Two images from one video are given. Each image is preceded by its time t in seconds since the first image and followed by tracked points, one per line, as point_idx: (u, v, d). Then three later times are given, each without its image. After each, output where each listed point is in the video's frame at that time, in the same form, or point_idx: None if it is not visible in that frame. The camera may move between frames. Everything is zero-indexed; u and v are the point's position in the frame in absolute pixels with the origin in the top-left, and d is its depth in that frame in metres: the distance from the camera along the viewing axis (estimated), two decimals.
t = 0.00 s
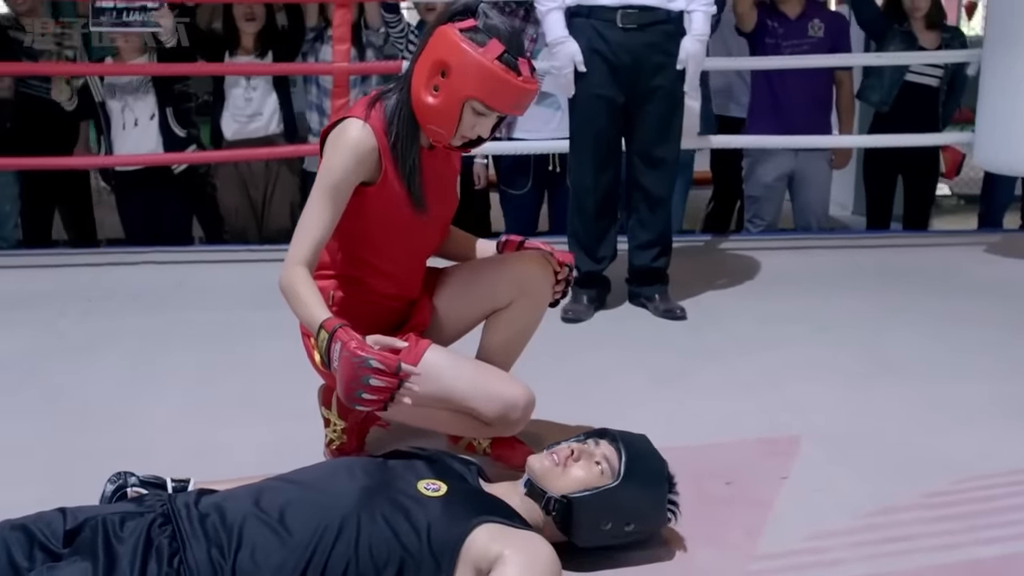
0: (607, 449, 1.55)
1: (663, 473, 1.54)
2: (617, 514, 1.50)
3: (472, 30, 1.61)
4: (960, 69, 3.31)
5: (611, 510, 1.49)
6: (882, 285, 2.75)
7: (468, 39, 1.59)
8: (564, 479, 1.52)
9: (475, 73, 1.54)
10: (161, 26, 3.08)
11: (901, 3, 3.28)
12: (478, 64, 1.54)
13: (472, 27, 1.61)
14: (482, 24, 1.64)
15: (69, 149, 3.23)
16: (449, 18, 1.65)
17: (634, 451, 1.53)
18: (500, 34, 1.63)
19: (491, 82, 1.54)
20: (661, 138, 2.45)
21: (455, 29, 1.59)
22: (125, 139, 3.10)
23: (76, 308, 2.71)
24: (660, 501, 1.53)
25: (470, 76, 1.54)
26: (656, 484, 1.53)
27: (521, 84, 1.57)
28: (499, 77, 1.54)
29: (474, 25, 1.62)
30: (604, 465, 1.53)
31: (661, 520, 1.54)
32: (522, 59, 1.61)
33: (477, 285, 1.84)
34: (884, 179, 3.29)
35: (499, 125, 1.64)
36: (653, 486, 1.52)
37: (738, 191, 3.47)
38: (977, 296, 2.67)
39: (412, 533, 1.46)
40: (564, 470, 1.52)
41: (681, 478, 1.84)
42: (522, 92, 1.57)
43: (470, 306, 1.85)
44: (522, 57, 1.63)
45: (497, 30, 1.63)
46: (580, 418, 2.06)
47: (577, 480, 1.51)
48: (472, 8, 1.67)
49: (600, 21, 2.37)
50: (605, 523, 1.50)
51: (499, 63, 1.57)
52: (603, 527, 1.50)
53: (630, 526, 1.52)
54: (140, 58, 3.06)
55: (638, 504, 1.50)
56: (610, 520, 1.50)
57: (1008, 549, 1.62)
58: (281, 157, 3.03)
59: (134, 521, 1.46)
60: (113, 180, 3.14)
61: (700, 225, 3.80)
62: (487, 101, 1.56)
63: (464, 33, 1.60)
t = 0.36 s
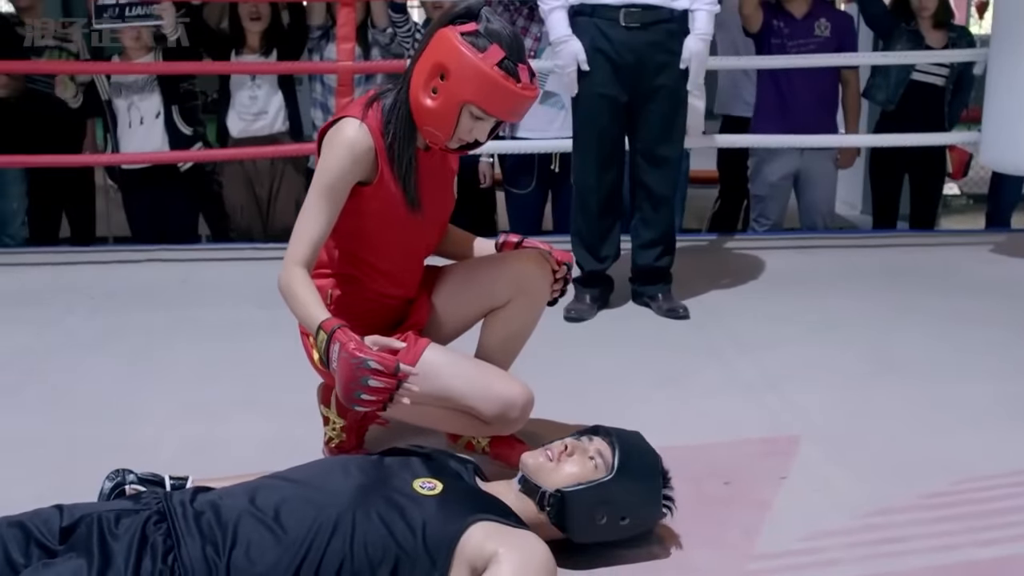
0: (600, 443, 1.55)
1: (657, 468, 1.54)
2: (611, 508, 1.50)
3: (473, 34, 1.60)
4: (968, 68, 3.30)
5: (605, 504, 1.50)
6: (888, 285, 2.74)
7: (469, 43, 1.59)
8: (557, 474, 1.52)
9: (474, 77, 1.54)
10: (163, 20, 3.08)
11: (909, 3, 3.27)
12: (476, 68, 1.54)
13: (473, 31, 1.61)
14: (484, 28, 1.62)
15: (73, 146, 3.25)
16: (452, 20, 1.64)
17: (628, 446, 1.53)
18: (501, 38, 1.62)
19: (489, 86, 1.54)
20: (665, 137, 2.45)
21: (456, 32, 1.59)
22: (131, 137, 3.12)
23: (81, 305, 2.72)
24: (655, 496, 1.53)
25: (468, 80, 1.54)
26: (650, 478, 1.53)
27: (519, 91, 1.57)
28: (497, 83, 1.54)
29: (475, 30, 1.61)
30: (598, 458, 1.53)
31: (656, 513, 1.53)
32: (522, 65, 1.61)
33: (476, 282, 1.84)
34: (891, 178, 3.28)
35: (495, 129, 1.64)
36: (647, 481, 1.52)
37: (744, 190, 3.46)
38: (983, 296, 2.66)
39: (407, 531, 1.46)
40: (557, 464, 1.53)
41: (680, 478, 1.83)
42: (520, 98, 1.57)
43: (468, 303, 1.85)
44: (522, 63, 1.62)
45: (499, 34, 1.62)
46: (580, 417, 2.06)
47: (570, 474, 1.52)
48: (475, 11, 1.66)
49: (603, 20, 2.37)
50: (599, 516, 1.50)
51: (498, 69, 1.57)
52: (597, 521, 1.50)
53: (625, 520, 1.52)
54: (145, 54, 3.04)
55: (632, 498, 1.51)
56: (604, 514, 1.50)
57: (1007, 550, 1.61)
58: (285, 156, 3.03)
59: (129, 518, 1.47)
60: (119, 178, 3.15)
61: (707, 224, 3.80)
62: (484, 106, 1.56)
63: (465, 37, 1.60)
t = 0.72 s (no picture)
0: (598, 443, 1.55)
1: (655, 467, 1.54)
2: (609, 507, 1.50)
3: (474, 36, 1.56)
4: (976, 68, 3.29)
5: (602, 503, 1.49)
6: (895, 285, 2.73)
7: (470, 44, 1.54)
8: (554, 473, 1.52)
9: (475, 79, 1.50)
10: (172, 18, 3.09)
11: (918, 3, 3.26)
12: (477, 70, 1.50)
13: (474, 33, 1.56)
14: (485, 29, 1.57)
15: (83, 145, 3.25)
16: (454, 21, 1.60)
17: (625, 445, 1.53)
18: (502, 39, 1.57)
19: (490, 89, 1.50)
20: (669, 137, 2.44)
21: (457, 34, 1.55)
22: (139, 137, 3.14)
23: (88, 304, 2.73)
24: (653, 496, 1.53)
25: (469, 83, 1.50)
26: (647, 478, 1.53)
27: (520, 93, 1.52)
28: (498, 85, 1.50)
29: (477, 32, 1.56)
30: (595, 458, 1.52)
31: (653, 513, 1.53)
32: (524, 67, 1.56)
33: (477, 282, 1.84)
34: (898, 178, 3.27)
35: (495, 130, 1.60)
36: (644, 481, 1.52)
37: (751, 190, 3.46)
38: (991, 297, 2.65)
39: (405, 530, 1.44)
40: (554, 464, 1.53)
41: (680, 479, 1.83)
42: (521, 101, 1.53)
43: (468, 303, 1.85)
44: (523, 66, 1.57)
45: (502, 36, 1.57)
46: (582, 417, 2.06)
47: (568, 473, 1.52)
48: (476, 12, 1.62)
49: (607, 19, 2.37)
50: (596, 515, 1.50)
51: (500, 72, 1.52)
52: (595, 520, 1.50)
53: (623, 519, 1.51)
54: (151, 54, 3.08)
55: (629, 497, 1.50)
56: (601, 514, 1.50)
57: (1008, 553, 1.61)
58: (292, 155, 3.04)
59: (126, 517, 1.47)
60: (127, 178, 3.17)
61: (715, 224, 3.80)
62: (485, 108, 1.52)
63: (465, 39, 1.55)
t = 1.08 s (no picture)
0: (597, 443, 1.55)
1: (654, 467, 1.54)
2: (608, 508, 1.50)
3: (473, 34, 1.55)
4: (986, 69, 3.28)
5: (602, 504, 1.49)
6: (903, 286, 2.72)
7: (469, 43, 1.53)
8: (553, 474, 1.52)
9: (473, 78, 1.49)
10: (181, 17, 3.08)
11: (929, 3, 3.24)
12: (476, 69, 1.49)
13: (473, 31, 1.55)
14: (484, 28, 1.56)
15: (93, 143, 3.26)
16: (454, 19, 1.59)
17: (624, 445, 1.53)
18: (501, 36, 1.56)
19: (489, 87, 1.50)
20: (675, 137, 2.44)
21: (457, 32, 1.54)
22: (148, 136, 3.13)
23: (95, 303, 2.74)
24: (652, 496, 1.53)
25: (468, 81, 1.49)
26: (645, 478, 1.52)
27: (519, 92, 1.52)
28: (497, 84, 1.50)
29: (476, 29, 1.56)
30: (594, 457, 1.52)
31: (652, 512, 1.53)
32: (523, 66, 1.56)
33: (478, 283, 1.84)
34: (908, 179, 3.25)
35: (495, 128, 1.59)
36: (643, 481, 1.52)
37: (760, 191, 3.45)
38: (1000, 298, 2.64)
39: (403, 528, 1.43)
40: (554, 465, 1.53)
41: (681, 480, 1.83)
42: (519, 100, 1.52)
43: (470, 304, 1.85)
44: (522, 64, 1.56)
45: (503, 35, 1.56)
46: (585, 418, 2.06)
47: (567, 473, 1.51)
48: (477, 11, 1.60)
49: (613, 19, 2.36)
50: (595, 516, 1.50)
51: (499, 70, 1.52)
52: (594, 521, 1.50)
53: (623, 520, 1.51)
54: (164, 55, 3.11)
55: (629, 497, 1.50)
56: (601, 514, 1.50)
57: (1009, 556, 1.60)
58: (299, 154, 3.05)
59: (125, 515, 1.47)
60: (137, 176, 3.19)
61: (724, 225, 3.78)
62: (484, 106, 1.51)
63: (465, 37, 1.54)
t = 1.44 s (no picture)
0: (596, 443, 1.55)
1: (654, 467, 1.54)
2: (608, 508, 1.50)
3: (476, 35, 1.55)
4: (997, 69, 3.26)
5: (601, 504, 1.49)
6: (911, 287, 2.71)
7: (472, 44, 1.53)
8: (552, 474, 1.51)
9: (474, 79, 1.49)
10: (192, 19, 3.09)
11: (939, 4, 3.23)
12: (477, 70, 1.49)
13: (476, 32, 1.55)
14: (487, 29, 1.56)
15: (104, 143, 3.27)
16: (457, 19, 1.58)
17: (622, 446, 1.53)
18: (504, 38, 1.56)
19: (490, 89, 1.49)
20: (681, 137, 2.44)
21: (460, 33, 1.54)
22: (157, 135, 3.14)
23: (103, 301, 2.75)
24: (652, 496, 1.53)
25: (469, 82, 1.49)
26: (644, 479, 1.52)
27: (520, 93, 1.52)
28: (498, 85, 1.49)
29: (479, 30, 1.55)
30: (593, 457, 1.52)
31: (651, 513, 1.53)
32: (526, 68, 1.56)
33: (482, 282, 1.84)
34: (917, 180, 3.24)
35: (496, 129, 1.59)
36: (641, 482, 1.52)
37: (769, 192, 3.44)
38: (1008, 300, 2.62)
39: (400, 529, 1.43)
40: (553, 465, 1.52)
41: (682, 480, 1.82)
42: (521, 102, 1.52)
43: (473, 303, 1.85)
44: (524, 66, 1.56)
45: (507, 37, 1.56)
46: (587, 419, 2.06)
47: (566, 473, 1.51)
48: (480, 11, 1.59)
49: (619, 19, 2.36)
50: (594, 517, 1.50)
51: (501, 72, 1.51)
52: (593, 521, 1.50)
53: (621, 521, 1.51)
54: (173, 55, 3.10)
55: (628, 498, 1.50)
56: (600, 515, 1.50)
57: (1010, 559, 1.59)
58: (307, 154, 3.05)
59: (124, 513, 1.47)
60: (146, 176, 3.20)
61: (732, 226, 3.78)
62: (485, 107, 1.51)
63: (468, 38, 1.54)
